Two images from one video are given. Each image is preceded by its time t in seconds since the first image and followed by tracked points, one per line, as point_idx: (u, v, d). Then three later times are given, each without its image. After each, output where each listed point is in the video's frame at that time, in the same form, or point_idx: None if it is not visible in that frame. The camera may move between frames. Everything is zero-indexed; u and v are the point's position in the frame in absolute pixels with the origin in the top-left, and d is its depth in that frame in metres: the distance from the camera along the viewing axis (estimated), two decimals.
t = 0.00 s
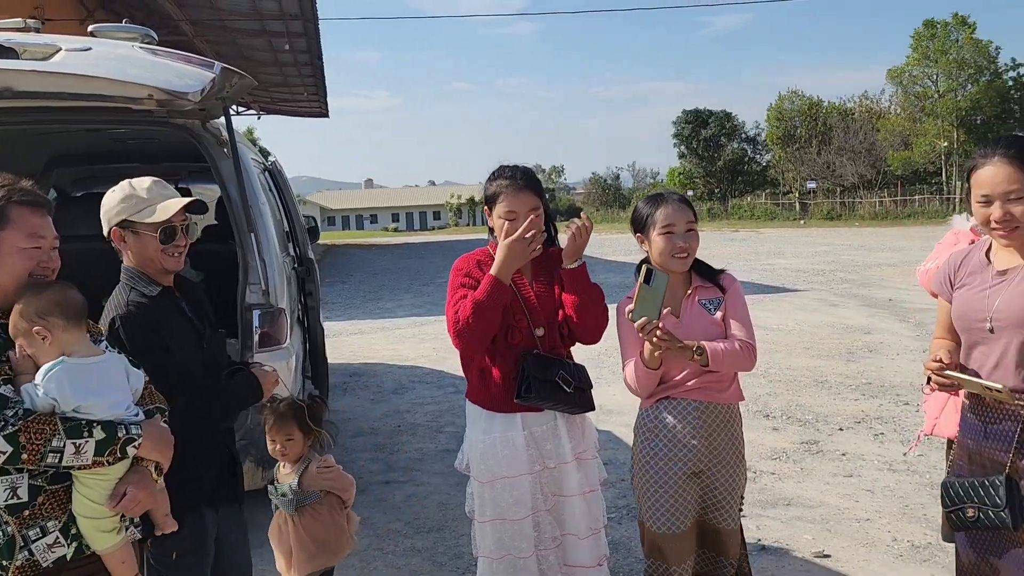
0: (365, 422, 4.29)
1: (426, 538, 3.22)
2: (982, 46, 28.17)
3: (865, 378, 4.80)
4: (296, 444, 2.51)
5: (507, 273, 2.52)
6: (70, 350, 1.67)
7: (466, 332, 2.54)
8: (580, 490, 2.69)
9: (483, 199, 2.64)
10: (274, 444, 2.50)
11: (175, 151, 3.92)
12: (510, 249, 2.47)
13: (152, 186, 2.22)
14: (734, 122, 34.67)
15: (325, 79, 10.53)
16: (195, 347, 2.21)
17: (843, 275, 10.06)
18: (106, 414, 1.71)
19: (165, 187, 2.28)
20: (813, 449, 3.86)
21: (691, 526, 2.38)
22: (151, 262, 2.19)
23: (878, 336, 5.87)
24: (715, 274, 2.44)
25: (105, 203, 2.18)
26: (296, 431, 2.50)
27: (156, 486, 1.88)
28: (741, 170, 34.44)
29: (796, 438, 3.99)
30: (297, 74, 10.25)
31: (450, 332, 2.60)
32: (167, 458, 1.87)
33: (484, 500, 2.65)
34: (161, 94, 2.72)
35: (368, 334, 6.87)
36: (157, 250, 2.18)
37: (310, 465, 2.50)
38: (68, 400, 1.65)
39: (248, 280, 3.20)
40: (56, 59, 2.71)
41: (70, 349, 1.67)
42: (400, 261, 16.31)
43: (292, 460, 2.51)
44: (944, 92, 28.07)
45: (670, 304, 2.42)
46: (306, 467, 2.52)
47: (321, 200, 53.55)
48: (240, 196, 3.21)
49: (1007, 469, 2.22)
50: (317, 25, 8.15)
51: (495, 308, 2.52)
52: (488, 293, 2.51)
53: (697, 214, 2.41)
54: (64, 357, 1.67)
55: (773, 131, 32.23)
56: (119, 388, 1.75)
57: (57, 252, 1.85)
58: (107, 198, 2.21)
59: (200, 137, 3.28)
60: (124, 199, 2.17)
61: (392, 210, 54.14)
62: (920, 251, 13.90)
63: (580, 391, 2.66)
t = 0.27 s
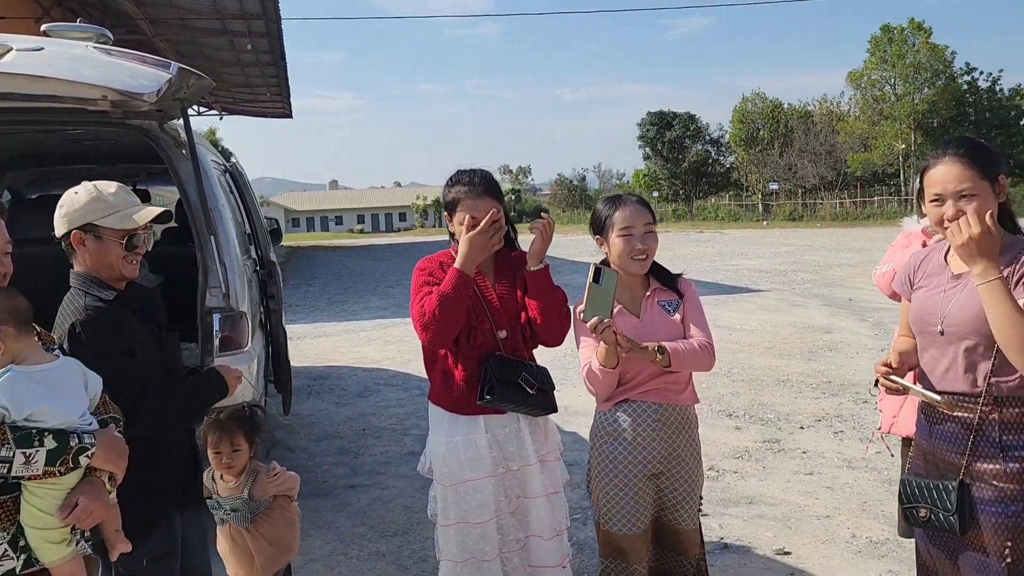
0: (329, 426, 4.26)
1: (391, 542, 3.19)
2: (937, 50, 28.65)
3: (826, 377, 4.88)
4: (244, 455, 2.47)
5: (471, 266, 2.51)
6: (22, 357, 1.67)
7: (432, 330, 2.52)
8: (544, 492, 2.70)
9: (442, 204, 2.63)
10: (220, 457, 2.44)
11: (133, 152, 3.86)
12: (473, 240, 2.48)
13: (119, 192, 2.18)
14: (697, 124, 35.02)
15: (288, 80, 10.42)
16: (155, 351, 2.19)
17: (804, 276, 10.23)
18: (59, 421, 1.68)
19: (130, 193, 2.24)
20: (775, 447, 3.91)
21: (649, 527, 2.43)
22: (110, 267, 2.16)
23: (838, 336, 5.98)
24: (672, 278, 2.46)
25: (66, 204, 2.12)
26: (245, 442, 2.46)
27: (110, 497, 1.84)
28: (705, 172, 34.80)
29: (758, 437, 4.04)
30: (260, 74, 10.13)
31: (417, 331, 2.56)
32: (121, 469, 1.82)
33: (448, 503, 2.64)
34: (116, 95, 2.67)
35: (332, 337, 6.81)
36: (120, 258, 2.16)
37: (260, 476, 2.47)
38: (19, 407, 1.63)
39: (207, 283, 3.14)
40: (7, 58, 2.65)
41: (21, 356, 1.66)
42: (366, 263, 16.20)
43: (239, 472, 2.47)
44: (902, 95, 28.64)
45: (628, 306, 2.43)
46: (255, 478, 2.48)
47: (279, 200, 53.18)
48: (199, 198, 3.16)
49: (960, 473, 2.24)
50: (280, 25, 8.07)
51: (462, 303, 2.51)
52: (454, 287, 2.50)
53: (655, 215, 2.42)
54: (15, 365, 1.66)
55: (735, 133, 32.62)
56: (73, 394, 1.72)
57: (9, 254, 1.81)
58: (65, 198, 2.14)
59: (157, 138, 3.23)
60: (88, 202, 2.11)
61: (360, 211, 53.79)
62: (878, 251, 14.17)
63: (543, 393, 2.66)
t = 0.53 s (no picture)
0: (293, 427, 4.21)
1: (356, 543, 3.17)
2: (893, 52, 29.00)
3: (788, 374, 4.95)
4: (207, 456, 2.43)
5: (434, 267, 2.49)
6: None
7: (394, 331, 2.50)
8: (508, 491, 2.70)
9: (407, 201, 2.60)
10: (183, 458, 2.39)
11: (90, 150, 3.79)
12: (435, 240, 2.46)
13: (76, 190, 2.12)
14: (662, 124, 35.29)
15: (250, 77, 10.29)
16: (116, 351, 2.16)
17: (767, 274, 10.36)
18: (14, 425, 1.67)
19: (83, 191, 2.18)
20: (738, 444, 3.96)
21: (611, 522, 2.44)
22: (64, 267, 2.11)
23: (801, 333, 6.06)
24: (631, 274, 2.50)
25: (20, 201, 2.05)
26: (207, 442, 2.43)
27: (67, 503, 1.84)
28: (671, 171, 35.07)
29: (722, 433, 4.08)
30: (222, 71, 9.99)
31: (380, 332, 2.53)
32: (79, 473, 1.82)
33: (411, 503, 2.62)
34: (70, 91, 2.62)
35: (296, 337, 6.74)
36: (76, 259, 2.12)
37: (225, 474, 2.46)
38: None
39: (166, 284, 3.08)
40: None
41: None
42: (332, 262, 16.06)
43: (200, 474, 2.43)
44: (862, 96, 29.13)
45: (590, 304, 2.43)
46: (216, 476, 2.47)
47: (245, 200, 52.52)
48: (158, 197, 3.10)
49: (911, 467, 2.28)
50: (242, 22, 7.96)
51: (425, 305, 2.49)
52: (417, 289, 2.48)
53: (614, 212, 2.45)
54: None
55: (700, 133, 32.93)
56: (28, 398, 1.70)
57: None
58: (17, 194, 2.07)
59: (115, 136, 3.17)
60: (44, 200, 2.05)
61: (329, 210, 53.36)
62: (839, 250, 14.40)
63: (507, 392, 2.66)
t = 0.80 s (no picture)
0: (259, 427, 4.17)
1: (321, 543, 3.14)
2: (858, 53, 29.30)
3: (754, 370, 5.00)
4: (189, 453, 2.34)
5: (398, 265, 2.47)
6: None
7: (358, 330, 2.47)
8: (474, 489, 2.70)
9: (371, 198, 2.57)
10: (164, 456, 2.29)
11: (49, 147, 3.73)
12: (400, 238, 2.44)
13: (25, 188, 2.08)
14: (631, 123, 35.48)
15: (215, 74, 10.16)
16: (70, 351, 2.11)
17: (734, 272, 10.47)
18: None
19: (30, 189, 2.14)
20: (704, 440, 3.99)
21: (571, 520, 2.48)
22: (15, 266, 2.06)
23: (767, 330, 6.13)
24: (592, 272, 2.57)
25: None
26: (189, 438, 2.35)
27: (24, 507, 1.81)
28: (640, 170, 35.27)
29: (688, 430, 4.12)
30: (187, 67, 9.85)
31: (344, 332, 2.51)
32: (36, 475, 1.79)
33: (376, 502, 2.60)
34: (26, 85, 2.59)
35: (262, 337, 6.67)
36: (27, 258, 2.08)
37: (205, 471, 2.39)
38: None
39: (126, 282, 3.04)
40: None
41: None
42: (301, 261, 15.91)
43: (181, 469, 2.34)
44: (827, 96, 29.60)
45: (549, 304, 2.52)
46: (193, 474, 2.40)
47: (215, 198, 51.91)
48: (118, 194, 3.06)
49: (872, 458, 2.32)
50: (206, 17, 7.85)
51: (389, 304, 2.47)
52: (381, 288, 2.46)
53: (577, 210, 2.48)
54: None
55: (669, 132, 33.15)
56: None
57: None
58: None
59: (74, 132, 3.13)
60: None
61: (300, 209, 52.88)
62: (805, 248, 14.58)
63: (473, 389, 2.65)
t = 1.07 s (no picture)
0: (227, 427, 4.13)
1: (289, 544, 3.11)
2: (828, 54, 29.45)
3: (724, 367, 5.04)
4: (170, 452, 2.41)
5: (362, 263, 2.46)
6: None
7: (322, 329, 2.45)
8: (441, 487, 2.69)
9: (336, 195, 2.55)
10: (145, 455, 2.35)
11: (10, 144, 3.67)
12: (364, 237, 2.43)
13: None
14: (604, 122, 35.56)
15: (184, 70, 10.05)
16: (27, 352, 2.07)
17: (707, 269, 10.55)
18: None
19: None
20: (674, 436, 4.02)
21: (530, 518, 2.52)
22: None
23: (738, 327, 6.18)
24: (555, 271, 2.58)
25: None
26: (168, 436, 2.41)
27: None
28: (611, 168, 35.37)
29: (659, 426, 4.14)
30: (154, 64, 9.72)
31: (307, 331, 2.48)
32: None
33: (342, 502, 2.59)
34: None
35: (232, 336, 6.60)
36: None
37: (185, 468, 2.46)
38: None
39: (88, 281, 3.00)
40: None
41: None
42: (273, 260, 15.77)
43: (162, 469, 2.39)
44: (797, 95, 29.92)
45: (512, 302, 2.53)
46: (176, 471, 2.47)
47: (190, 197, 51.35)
48: (79, 190, 3.02)
49: (839, 449, 2.34)
50: (174, 12, 7.75)
51: (354, 302, 2.46)
52: (346, 287, 2.45)
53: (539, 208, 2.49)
54: None
55: (643, 131, 33.28)
56: None
57: None
58: None
59: (33, 129, 3.08)
60: None
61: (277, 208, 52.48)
62: (775, 246, 14.70)
63: (440, 387, 2.64)
